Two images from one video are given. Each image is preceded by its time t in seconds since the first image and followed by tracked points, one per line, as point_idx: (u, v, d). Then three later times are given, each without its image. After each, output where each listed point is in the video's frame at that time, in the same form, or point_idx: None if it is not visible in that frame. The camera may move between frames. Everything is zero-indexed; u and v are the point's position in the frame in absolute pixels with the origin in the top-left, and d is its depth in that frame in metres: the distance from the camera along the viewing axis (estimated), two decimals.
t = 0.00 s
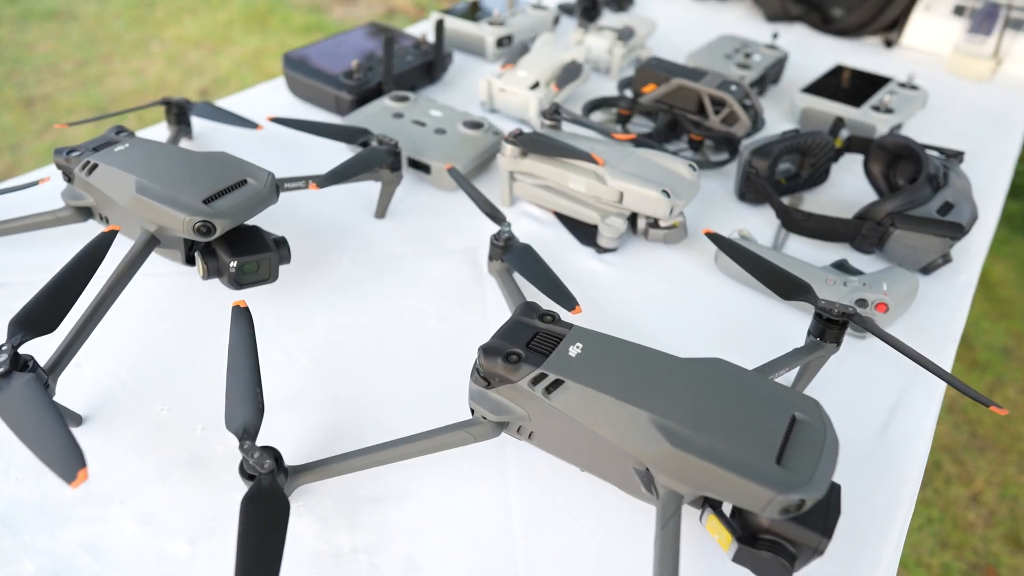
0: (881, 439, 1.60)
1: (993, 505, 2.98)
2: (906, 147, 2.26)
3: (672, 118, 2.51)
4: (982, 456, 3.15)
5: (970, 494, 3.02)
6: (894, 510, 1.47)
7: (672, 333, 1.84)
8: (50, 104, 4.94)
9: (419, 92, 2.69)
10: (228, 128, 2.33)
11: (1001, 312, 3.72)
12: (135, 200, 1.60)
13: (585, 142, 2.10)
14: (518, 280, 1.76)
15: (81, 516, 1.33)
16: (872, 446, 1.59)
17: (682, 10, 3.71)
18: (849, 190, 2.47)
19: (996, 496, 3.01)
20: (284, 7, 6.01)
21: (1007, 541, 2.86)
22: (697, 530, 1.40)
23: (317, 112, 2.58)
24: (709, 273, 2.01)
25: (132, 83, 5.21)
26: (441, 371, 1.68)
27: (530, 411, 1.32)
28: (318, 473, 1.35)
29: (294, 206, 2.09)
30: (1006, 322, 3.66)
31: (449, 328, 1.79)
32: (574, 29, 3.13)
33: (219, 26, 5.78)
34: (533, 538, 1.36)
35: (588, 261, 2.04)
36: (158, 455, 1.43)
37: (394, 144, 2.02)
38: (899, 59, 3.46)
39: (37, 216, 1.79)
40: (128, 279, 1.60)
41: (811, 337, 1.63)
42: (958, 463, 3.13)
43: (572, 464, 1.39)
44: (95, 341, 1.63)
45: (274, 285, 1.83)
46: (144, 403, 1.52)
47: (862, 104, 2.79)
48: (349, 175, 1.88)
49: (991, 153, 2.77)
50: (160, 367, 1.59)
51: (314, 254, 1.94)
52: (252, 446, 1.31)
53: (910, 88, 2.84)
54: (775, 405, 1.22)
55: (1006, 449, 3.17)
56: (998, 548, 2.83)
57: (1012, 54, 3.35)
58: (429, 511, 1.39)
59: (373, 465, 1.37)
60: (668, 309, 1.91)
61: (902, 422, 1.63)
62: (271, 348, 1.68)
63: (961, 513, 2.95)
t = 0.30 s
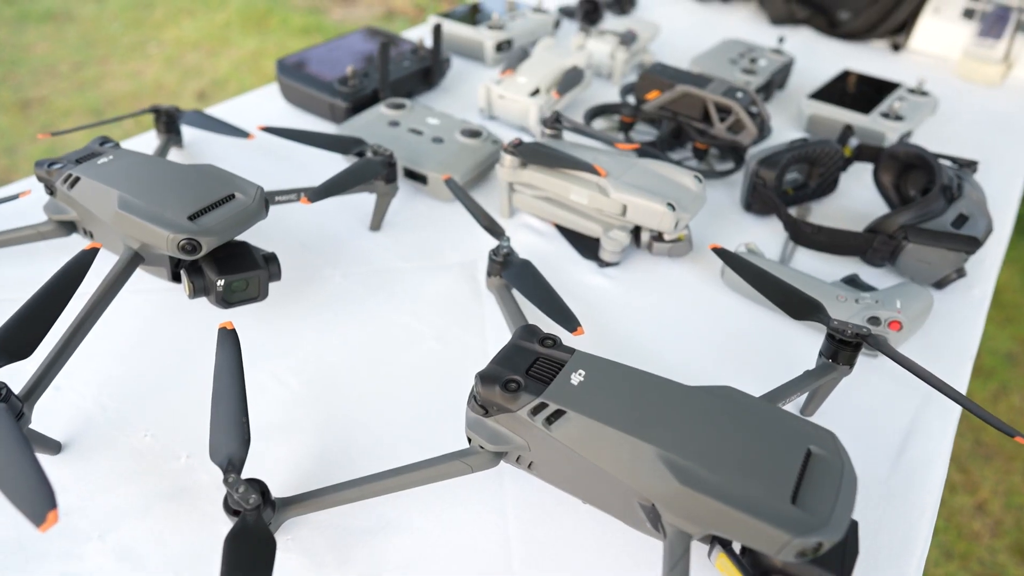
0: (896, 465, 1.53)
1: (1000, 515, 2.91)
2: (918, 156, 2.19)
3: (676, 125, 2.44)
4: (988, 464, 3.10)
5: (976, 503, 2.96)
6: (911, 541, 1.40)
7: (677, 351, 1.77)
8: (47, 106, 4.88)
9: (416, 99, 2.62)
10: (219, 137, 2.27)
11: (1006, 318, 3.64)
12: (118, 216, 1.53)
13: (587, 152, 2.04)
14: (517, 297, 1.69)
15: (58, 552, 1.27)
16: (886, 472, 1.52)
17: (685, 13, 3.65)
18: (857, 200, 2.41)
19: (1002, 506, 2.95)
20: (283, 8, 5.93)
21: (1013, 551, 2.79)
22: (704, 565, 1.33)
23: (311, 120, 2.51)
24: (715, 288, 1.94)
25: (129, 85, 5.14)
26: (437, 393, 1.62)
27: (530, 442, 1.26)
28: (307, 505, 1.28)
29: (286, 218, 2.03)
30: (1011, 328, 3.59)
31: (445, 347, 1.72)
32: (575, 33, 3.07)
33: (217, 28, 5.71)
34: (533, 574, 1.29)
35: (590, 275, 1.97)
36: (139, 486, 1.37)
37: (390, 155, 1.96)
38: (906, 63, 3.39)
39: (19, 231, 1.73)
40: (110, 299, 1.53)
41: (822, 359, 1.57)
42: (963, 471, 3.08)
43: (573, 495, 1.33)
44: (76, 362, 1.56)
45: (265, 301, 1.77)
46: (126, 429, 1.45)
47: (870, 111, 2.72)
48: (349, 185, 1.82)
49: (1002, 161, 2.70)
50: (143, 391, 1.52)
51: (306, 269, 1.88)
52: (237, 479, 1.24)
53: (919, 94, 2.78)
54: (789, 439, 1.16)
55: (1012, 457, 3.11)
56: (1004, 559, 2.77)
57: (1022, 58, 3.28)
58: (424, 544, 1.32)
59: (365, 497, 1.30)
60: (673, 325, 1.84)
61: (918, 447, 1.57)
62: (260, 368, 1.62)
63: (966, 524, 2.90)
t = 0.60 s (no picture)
0: (912, 492, 1.47)
1: (1005, 527, 2.91)
2: (929, 166, 2.13)
3: (680, 134, 2.39)
4: (994, 474, 3.08)
5: (982, 514, 2.95)
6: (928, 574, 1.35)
7: (683, 371, 1.71)
8: (43, 110, 4.81)
9: (413, 106, 2.56)
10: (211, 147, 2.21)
11: (1013, 324, 3.60)
12: (101, 233, 1.46)
13: (589, 163, 1.98)
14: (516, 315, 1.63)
15: None
16: (901, 499, 1.46)
17: (688, 17, 3.58)
18: (866, 211, 2.35)
19: (1008, 517, 2.94)
20: (282, 9, 5.84)
21: (1019, 563, 2.80)
22: None
23: (306, 128, 2.45)
24: (721, 304, 1.89)
25: (127, 88, 5.09)
26: (434, 416, 1.56)
27: (529, 474, 1.20)
28: (296, 540, 1.22)
29: (280, 232, 1.97)
30: (1018, 334, 3.54)
31: (443, 368, 1.66)
32: (576, 38, 3.01)
33: (215, 29, 5.62)
34: None
35: (592, 290, 1.91)
36: (122, 517, 1.31)
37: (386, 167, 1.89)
38: (913, 68, 3.34)
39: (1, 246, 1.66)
40: (93, 320, 1.46)
41: (834, 382, 1.51)
42: (969, 481, 3.05)
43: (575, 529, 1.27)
44: (58, 385, 1.50)
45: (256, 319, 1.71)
46: (109, 456, 1.39)
47: (879, 118, 2.66)
48: (341, 200, 1.76)
49: (1013, 169, 2.64)
50: (128, 415, 1.46)
51: (299, 285, 1.82)
52: (223, 514, 1.18)
53: (928, 101, 2.72)
54: (803, 475, 1.10)
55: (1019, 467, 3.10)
56: (1010, 570, 2.78)
57: None
58: None
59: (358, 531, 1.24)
60: (678, 343, 1.78)
61: (933, 472, 1.51)
62: (250, 390, 1.56)
63: (972, 534, 2.89)
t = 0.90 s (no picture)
0: (924, 520, 1.42)
1: (1011, 535, 2.87)
2: (938, 178, 2.09)
3: (683, 143, 2.34)
4: (1000, 483, 3.03)
5: (987, 524, 2.91)
6: None
7: (687, 390, 1.66)
8: (39, 112, 4.75)
9: (410, 114, 2.51)
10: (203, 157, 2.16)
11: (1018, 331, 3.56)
12: (85, 253, 1.41)
13: (590, 175, 1.93)
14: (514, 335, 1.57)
15: None
16: (914, 528, 1.41)
17: (690, 22, 3.53)
18: (872, 222, 2.30)
19: (1013, 527, 2.89)
20: (280, 10, 5.77)
21: None
22: None
23: (301, 137, 2.40)
24: (726, 320, 1.84)
25: (123, 90, 5.02)
26: (430, 439, 1.50)
27: (529, 508, 1.15)
28: None
29: (272, 246, 1.91)
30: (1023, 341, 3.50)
31: (439, 388, 1.61)
32: (577, 44, 2.96)
33: (212, 30, 5.55)
34: None
35: (592, 307, 1.86)
36: (106, 550, 1.25)
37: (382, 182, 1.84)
38: (919, 74, 3.29)
39: None
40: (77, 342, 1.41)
41: (843, 406, 1.46)
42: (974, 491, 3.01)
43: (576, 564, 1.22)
44: (41, 409, 1.45)
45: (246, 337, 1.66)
46: (92, 485, 1.34)
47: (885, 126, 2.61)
48: (334, 215, 1.70)
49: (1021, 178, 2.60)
50: (113, 441, 1.40)
51: (292, 301, 1.77)
52: (207, 550, 1.12)
53: (935, 109, 2.67)
54: (814, 512, 1.05)
55: None
56: None
57: None
58: None
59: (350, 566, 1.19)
60: (682, 361, 1.73)
61: (946, 499, 1.46)
62: (241, 412, 1.50)
63: (977, 545, 2.85)
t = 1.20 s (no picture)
0: (934, 548, 1.38)
1: (1014, 543, 2.84)
2: (944, 190, 2.05)
3: (683, 153, 2.29)
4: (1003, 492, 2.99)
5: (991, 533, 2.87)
6: None
7: (689, 410, 1.61)
8: (34, 115, 4.68)
9: (406, 123, 2.47)
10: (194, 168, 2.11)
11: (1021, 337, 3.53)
12: (68, 273, 1.36)
13: (589, 187, 1.88)
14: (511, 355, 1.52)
15: None
16: (923, 556, 1.37)
17: (690, 27, 3.49)
18: (877, 233, 2.26)
19: (1017, 535, 2.86)
20: (277, 11, 5.69)
21: None
22: None
23: (295, 147, 2.35)
24: (728, 337, 1.79)
25: (120, 93, 4.96)
26: (424, 463, 1.46)
27: (526, 542, 1.11)
28: None
29: (263, 260, 1.87)
30: None
31: (434, 409, 1.56)
32: (575, 50, 2.92)
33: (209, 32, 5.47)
34: None
35: (592, 323, 1.82)
36: None
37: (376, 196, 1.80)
38: (921, 80, 3.25)
39: None
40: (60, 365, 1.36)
41: (850, 430, 1.42)
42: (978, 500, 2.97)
43: None
44: (22, 434, 1.40)
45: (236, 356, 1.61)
46: (74, 514, 1.29)
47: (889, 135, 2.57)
48: (327, 230, 1.66)
49: None
50: (96, 468, 1.36)
51: (283, 318, 1.72)
52: None
53: (940, 116, 2.63)
54: (824, 551, 1.00)
55: None
56: None
57: None
58: None
59: None
60: (683, 380, 1.69)
61: (957, 526, 1.41)
62: (229, 435, 1.46)
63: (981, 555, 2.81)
